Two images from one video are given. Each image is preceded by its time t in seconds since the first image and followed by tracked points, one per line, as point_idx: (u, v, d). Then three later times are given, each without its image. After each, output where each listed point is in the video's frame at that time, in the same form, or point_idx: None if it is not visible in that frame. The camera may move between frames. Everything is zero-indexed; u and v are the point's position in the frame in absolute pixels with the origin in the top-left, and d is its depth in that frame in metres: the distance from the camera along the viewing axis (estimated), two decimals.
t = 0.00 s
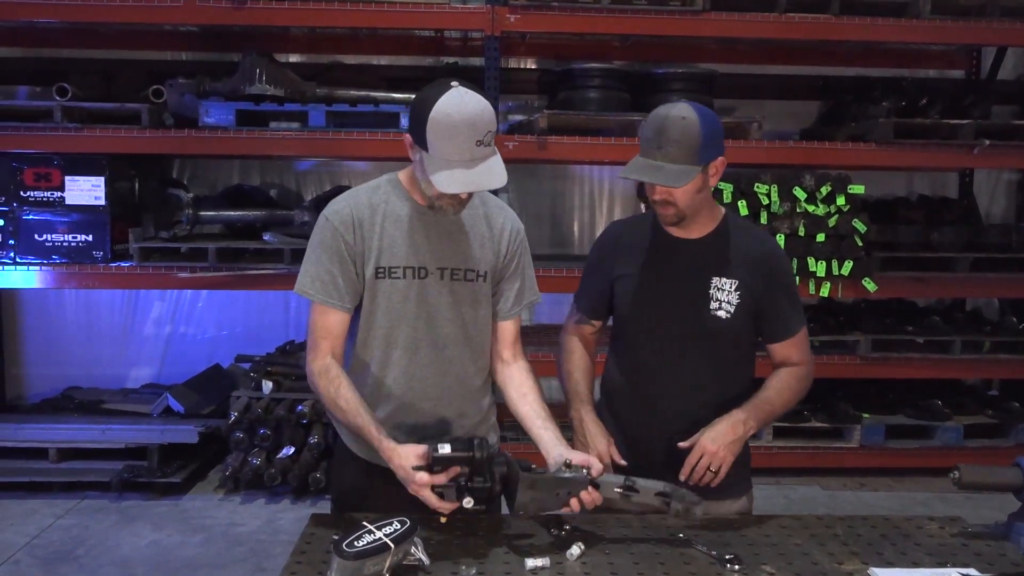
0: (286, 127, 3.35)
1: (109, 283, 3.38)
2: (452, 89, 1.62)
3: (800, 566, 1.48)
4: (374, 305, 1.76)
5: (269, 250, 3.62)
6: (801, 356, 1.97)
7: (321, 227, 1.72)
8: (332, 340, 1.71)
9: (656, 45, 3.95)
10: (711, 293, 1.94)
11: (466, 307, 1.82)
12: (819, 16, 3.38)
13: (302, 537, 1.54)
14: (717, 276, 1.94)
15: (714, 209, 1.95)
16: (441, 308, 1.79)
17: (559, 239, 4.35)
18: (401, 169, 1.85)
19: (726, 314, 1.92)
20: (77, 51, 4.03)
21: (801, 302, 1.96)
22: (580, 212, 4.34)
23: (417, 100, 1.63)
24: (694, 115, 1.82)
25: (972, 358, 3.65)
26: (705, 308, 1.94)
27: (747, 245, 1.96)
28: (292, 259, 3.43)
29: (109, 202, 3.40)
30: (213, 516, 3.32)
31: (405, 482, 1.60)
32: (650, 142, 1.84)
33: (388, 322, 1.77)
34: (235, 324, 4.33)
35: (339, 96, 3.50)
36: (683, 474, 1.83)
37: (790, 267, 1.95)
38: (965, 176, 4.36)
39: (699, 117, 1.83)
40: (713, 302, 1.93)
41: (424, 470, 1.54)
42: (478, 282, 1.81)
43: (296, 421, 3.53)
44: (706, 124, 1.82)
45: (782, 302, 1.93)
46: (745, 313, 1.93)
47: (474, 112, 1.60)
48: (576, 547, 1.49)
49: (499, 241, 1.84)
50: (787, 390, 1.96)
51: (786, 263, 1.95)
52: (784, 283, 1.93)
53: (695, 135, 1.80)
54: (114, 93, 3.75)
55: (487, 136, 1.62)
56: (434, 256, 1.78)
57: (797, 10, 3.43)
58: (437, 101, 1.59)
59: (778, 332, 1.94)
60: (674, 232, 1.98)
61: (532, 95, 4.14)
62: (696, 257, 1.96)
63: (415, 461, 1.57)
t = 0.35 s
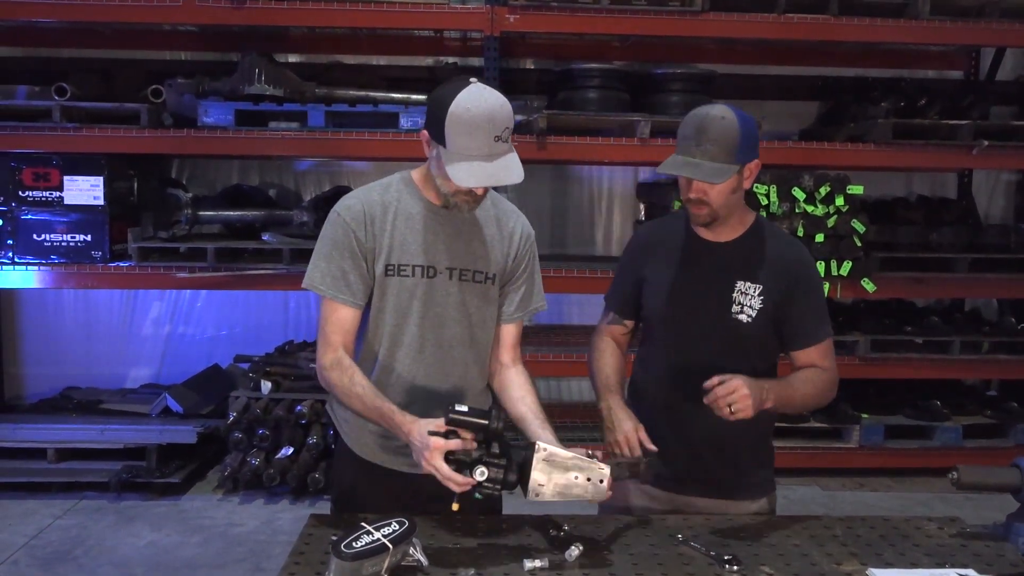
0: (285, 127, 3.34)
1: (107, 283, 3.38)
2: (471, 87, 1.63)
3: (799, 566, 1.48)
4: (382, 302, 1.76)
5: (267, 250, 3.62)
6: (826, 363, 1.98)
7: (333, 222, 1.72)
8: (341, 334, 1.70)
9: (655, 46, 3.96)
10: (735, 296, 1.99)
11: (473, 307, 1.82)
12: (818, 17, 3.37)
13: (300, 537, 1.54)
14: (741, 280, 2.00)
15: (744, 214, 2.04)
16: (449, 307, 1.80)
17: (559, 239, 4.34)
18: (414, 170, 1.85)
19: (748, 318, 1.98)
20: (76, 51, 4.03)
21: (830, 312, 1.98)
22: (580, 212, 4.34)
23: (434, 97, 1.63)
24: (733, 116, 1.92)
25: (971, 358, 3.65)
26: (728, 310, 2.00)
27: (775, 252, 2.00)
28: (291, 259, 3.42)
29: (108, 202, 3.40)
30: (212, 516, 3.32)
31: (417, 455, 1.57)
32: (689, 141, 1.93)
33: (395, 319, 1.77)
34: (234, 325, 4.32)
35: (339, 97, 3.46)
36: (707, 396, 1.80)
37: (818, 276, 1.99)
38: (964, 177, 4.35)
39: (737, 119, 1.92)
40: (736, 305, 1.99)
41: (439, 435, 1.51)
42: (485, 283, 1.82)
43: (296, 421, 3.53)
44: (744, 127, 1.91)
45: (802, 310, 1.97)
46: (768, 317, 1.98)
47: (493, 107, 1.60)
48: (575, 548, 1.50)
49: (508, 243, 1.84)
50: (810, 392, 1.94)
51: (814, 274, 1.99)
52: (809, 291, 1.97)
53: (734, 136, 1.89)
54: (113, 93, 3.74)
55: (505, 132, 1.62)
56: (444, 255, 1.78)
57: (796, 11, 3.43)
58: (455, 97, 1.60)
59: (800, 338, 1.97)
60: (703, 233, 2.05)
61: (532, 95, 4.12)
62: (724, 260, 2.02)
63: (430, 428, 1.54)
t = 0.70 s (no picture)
0: (283, 128, 3.35)
1: (104, 285, 3.37)
2: (480, 90, 1.60)
3: (797, 567, 1.48)
4: (394, 312, 1.75)
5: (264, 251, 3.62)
6: (836, 368, 1.98)
7: (346, 234, 1.68)
8: (362, 348, 1.67)
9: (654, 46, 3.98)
10: (749, 295, 1.99)
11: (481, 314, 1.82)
12: (815, 17, 3.37)
13: (298, 538, 1.54)
14: (758, 279, 1.99)
15: (763, 214, 2.01)
16: (458, 315, 1.80)
17: (556, 240, 4.34)
18: (420, 176, 1.82)
19: (762, 318, 1.97)
20: (73, 52, 4.02)
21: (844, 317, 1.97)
22: (577, 213, 4.34)
23: (444, 102, 1.61)
24: (759, 116, 1.92)
25: (969, 358, 3.65)
26: (742, 309, 2.00)
27: (793, 254, 1.99)
28: (288, 260, 3.42)
29: (106, 203, 3.40)
30: (209, 518, 3.32)
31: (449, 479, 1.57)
32: (715, 139, 1.92)
33: (406, 328, 1.77)
34: (232, 326, 4.32)
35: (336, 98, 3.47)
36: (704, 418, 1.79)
37: (835, 279, 1.98)
38: (962, 177, 4.36)
39: (764, 120, 1.92)
40: (750, 304, 1.99)
41: (476, 458, 1.51)
42: (493, 290, 1.82)
43: (293, 422, 3.50)
44: (771, 128, 1.91)
45: (817, 313, 1.96)
46: (781, 318, 1.97)
47: (504, 112, 1.58)
48: (574, 550, 1.49)
49: (515, 249, 1.84)
50: (819, 397, 1.93)
51: (831, 278, 1.98)
52: (825, 294, 1.96)
53: (761, 136, 1.89)
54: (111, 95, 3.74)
55: (516, 136, 1.61)
56: (454, 264, 1.77)
57: (794, 11, 3.42)
58: (467, 102, 1.58)
59: (813, 342, 1.97)
60: (722, 232, 2.05)
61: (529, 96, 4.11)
62: (741, 260, 2.02)
63: (466, 450, 1.54)
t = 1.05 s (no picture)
0: (282, 128, 3.34)
1: (104, 285, 3.37)
2: (511, 111, 1.58)
3: (799, 566, 1.47)
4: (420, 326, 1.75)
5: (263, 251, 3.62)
6: (836, 371, 1.99)
7: (374, 253, 1.66)
8: (396, 367, 1.66)
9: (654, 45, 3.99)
10: (755, 293, 1.99)
11: (503, 325, 1.82)
12: (815, 15, 3.37)
13: (299, 538, 1.54)
14: (764, 278, 1.99)
15: (772, 215, 2.03)
16: (482, 328, 1.80)
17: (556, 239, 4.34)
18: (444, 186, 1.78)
19: (767, 317, 1.98)
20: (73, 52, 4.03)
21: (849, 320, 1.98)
22: (577, 212, 4.34)
23: (474, 121, 1.58)
24: (774, 116, 1.92)
25: (969, 356, 3.65)
26: (747, 307, 2.00)
27: (802, 255, 2.00)
28: (288, 260, 3.41)
29: (105, 204, 3.39)
30: (210, 518, 3.32)
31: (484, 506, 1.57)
32: (730, 139, 1.91)
33: (431, 341, 1.78)
34: (232, 326, 4.32)
35: (335, 97, 3.45)
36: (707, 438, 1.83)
37: (840, 280, 1.99)
38: (962, 175, 4.35)
39: (778, 121, 1.91)
40: (756, 303, 1.99)
41: (511, 489, 1.49)
42: (515, 302, 1.81)
43: (293, 422, 3.50)
44: (784, 128, 1.92)
45: (823, 313, 1.97)
46: (787, 317, 1.98)
47: (533, 134, 1.55)
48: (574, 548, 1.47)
49: (539, 260, 1.82)
50: (820, 401, 1.95)
51: (837, 279, 1.98)
52: (831, 296, 1.97)
53: (776, 137, 1.89)
54: (110, 95, 3.74)
55: (546, 157, 1.58)
56: (479, 278, 1.76)
57: (793, 9, 3.42)
58: (496, 123, 1.55)
59: (817, 343, 1.97)
60: (731, 231, 2.05)
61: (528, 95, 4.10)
62: (752, 260, 2.02)
63: (500, 481, 1.51)
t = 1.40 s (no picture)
0: (281, 128, 3.34)
1: (103, 285, 3.37)
2: (521, 120, 1.57)
3: (798, 565, 1.47)
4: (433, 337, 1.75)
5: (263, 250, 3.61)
6: (833, 368, 1.99)
7: (388, 267, 1.65)
8: (412, 383, 1.63)
9: (652, 44, 3.99)
10: (755, 292, 1.99)
11: (515, 334, 1.82)
12: (814, 14, 3.37)
13: (297, 539, 1.53)
14: (764, 276, 2.00)
15: (770, 214, 2.03)
16: (493, 338, 1.80)
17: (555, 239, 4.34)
18: (457, 197, 1.76)
19: (768, 315, 1.98)
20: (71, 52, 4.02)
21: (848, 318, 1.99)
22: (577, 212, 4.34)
23: (482, 130, 1.57)
24: (774, 115, 1.92)
25: (969, 355, 3.65)
26: (747, 306, 2.00)
27: (802, 253, 2.00)
28: (287, 259, 3.41)
29: (104, 203, 3.39)
30: (209, 518, 3.32)
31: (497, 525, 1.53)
32: (732, 140, 1.91)
33: (443, 350, 1.79)
34: (231, 326, 4.31)
35: (334, 96, 3.46)
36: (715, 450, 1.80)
37: (839, 278, 1.99)
38: (961, 174, 4.35)
39: (779, 121, 1.91)
40: (756, 302, 1.99)
41: (529, 511, 1.44)
42: (527, 312, 1.81)
43: (293, 422, 3.50)
44: (784, 128, 1.92)
45: (823, 312, 1.97)
46: (787, 315, 1.98)
47: (543, 144, 1.54)
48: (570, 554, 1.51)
49: (551, 271, 1.81)
50: (820, 403, 1.94)
51: (837, 277, 1.98)
52: (831, 294, 1.97)
53: (778, 137, 1.89)
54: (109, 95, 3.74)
55: (556, 168, 1.57)
56: (491, 290, 1.75)
57: (793, 8, 3.42)
58: (505, 132, 1.54)
59: (817, 342, 1.98)
60: (731, 232, 2.04)
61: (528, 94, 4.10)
62: (753, 259, 2.02)
63: (517, 503, 1.46)
